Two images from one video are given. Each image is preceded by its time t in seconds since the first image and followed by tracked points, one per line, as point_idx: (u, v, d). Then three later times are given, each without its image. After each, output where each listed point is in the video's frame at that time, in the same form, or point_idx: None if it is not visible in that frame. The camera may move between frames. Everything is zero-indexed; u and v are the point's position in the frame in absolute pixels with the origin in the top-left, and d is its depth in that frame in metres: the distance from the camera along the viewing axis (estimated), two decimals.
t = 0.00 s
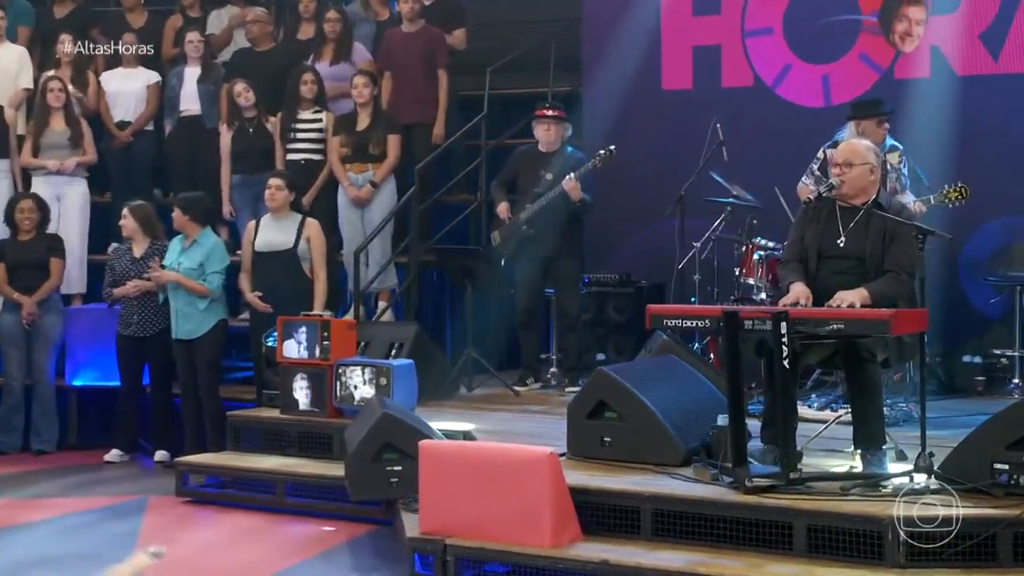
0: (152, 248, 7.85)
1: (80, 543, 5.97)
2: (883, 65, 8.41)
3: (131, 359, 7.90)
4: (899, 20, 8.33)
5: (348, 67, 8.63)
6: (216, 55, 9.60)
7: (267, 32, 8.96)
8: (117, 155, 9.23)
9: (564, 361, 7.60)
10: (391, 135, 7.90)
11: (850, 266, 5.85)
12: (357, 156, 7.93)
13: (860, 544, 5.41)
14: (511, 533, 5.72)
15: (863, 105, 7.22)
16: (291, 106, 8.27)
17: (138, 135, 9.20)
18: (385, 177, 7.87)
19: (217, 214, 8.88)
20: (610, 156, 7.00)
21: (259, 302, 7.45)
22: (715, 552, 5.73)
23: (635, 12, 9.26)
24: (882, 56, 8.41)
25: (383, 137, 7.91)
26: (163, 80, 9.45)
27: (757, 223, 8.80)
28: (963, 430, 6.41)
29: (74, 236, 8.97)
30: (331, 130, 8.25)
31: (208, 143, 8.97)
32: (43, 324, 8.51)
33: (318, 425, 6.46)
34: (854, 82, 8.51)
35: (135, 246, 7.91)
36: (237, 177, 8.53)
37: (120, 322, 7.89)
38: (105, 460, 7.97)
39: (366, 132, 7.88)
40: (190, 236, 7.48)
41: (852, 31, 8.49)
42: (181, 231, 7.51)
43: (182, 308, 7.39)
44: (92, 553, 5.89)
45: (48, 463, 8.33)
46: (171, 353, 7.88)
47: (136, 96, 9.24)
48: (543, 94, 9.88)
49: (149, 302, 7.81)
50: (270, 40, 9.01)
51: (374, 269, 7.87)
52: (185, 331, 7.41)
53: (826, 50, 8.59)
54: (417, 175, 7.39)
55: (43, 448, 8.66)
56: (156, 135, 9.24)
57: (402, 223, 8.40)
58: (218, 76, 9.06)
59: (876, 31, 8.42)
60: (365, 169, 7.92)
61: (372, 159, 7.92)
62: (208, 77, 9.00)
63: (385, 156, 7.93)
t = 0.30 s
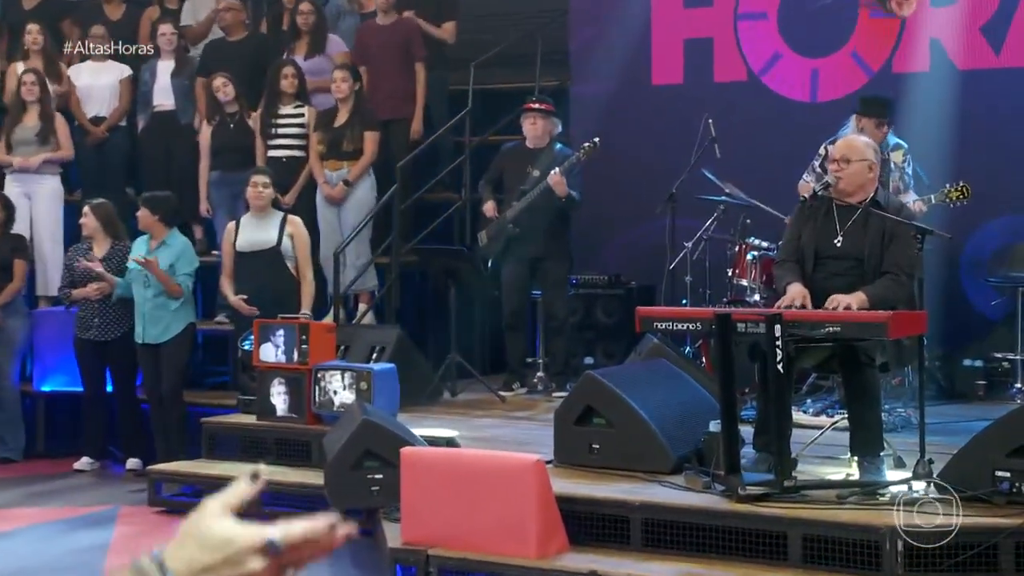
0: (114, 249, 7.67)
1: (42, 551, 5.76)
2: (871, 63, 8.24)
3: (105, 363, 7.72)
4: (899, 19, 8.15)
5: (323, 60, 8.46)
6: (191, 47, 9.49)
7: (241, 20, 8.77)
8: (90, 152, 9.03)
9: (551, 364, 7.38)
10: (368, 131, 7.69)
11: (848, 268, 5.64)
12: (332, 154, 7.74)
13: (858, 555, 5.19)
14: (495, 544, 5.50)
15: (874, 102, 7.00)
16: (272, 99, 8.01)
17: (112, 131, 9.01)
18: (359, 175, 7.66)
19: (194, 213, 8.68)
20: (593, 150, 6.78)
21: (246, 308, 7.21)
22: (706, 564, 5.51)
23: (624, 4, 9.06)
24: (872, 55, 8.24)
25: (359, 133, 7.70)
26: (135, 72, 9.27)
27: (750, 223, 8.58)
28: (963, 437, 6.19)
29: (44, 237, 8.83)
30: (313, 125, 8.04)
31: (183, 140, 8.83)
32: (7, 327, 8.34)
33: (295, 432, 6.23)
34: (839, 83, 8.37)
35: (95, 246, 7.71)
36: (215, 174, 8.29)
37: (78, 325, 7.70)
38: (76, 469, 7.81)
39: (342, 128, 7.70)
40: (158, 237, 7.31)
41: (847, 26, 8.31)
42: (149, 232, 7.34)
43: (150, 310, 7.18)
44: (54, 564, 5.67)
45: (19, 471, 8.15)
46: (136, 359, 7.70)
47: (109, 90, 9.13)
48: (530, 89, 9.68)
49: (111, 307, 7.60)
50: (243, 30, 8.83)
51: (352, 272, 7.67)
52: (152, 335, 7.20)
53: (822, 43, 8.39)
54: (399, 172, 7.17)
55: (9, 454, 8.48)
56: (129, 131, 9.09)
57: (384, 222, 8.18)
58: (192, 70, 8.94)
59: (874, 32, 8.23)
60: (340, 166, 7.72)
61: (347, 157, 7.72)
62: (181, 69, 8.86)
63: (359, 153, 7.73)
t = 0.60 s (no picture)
0: (80, 249, 7.41)
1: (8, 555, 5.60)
2: (868, 62, 8.04)
3: (82, 366, 7.56)
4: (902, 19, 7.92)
5: (303, 54, 8.37)
6: (168, 34, 9.16)
7: (220, 11, 8.58)
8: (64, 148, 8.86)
9: (541, 369, 7.16)
10: (348, 127, 7.48)
11: (850, 268, 5.42)
12: (312, 150, 7.53)
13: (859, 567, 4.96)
14: (483, 555, 5.26)
15: (888, 100, 6.70)
16: (255, 92, 7.89)
17: (88, 125, 8.86)
18: (339, 173, 7.46)
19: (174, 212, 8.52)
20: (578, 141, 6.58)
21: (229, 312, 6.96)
22: None
23: None
24: (870, 55, 8.03)
25: (339, 130, 7.48)
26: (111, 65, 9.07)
27: (747, 222, 8.34)
28: (969, 443, 5.98)
29: (15, 234, 8.66)
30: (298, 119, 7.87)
31: (160, 135, 8.66)
32: None
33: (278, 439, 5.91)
34: (833, 76, 8.17)
35: (60, 246, 7.45)
36: (194, 170, 8.07)
37: (42, 328, 7.53)
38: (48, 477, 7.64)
39: (322, 122, 7.47)
40: (128, 237, 7.14)
41: (848, 23, 8.08)
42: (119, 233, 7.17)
43: (123, 314, 7.06)
44: None
45: None
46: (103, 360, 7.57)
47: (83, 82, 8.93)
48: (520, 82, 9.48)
49: (78, 310, 7.45)
50: (221, 22, 8.61)
51: (335, 272, 7.45)
52: (126, 339, 7.09)
53: (821, 36, 8.17)
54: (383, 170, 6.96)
55: None
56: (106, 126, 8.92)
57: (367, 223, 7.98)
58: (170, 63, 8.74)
59: (874, 32, 8.00)
60: (319, 163, 7.51)
61: (325, 153, 7.50)
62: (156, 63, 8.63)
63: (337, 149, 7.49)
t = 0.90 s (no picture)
0: (50, 250, 7.37)
1: None
2: (857, 63, 7.88)
3: (57, 372, 7.41)
4: (896, 25, 7.76)
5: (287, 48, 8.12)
6: (144, 26, 8.90)
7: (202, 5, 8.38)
8: (33, 146, 8.68)
9: (528, 375, 6.99)
10: (328, 124, 7.40)
11: (847, 270, 5.22)
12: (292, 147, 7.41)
13: None
14: (470, 566, 4.99)
15: (889, 101, 6.49)
16: (234, 90, 7.79)
17: (58, 122, 8.69)
18: (319, 171, 7.37)
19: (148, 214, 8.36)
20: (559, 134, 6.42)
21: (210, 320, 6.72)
22: None
23: None
24: (860, 57, 7.87)
25: (319, 127, 7.38)
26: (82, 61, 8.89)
27: (740, 222, 8.19)
28: (970, 452, 5.78)
29: None
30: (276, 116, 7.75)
31: (130, 134, 8.47)
32: None
33: (255, 448, 5.75)
34: (822, 68, 7.99)
35: (27, 249, 7.40)
36: (168, 169, 7.88)
37: (8, 333, 7.39)
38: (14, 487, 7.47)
39: (301, 120, 7.39)
40: (95, 241, 7.10)
41: (841, 20, 7.91)
42: (84, 237, 7.12)
43: (97, 318, 6.98)
44: None
45: None
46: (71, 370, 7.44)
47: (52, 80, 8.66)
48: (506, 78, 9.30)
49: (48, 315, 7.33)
50: (203, 16, 8.46)
51: (315, 275, 7.24)
52: (99, 344, 6.99)
53: (814, 30, 7.99)
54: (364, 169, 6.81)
55: None
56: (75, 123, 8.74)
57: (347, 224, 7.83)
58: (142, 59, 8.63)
59: (869, 34, 7.84)
60: (299, 161, 7.40)
61: (304, 151, 7.39)
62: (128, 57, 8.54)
63: (318, 148, 7.42)
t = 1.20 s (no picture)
0: (23, 253, 7.20)
1: None
2: (846, 64, 7.72)
3: (30, 377, 7.21)
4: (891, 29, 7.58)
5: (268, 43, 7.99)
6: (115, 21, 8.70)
7: None
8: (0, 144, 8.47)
9: (515, 380, 6.87)
10: (313, 120, 7.26)
11: (844, 270, 5.02)
12: (276, 145, 7.26)
13: None
14: None
15: (886, 105, 6.28)
16: (211, 86, 7.67)
17: (23, 117, 8.50)
18: (307, 169, 7.24)
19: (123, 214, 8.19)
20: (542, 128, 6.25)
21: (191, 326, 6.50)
22: None
23: None
24: (850, 58, 7.70)
25: (303, 123, 7.27)
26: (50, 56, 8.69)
27: (734, 223, 8.00)
28: (973, 460, 5.59)
29: None
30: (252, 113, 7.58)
31: (98, 130, 8.25)
32: None
33: (231, 456, 5.54)
34: (811, 62, 7.82)
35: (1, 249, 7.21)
36: (140, 167, 7.71)
37: None
38: None
39: (285, 116, 7.24)
40: (69, 243, 6.89)
41: (836, 18, 7.72)
42: (57, 240, 6.89)
43: (76, 321, 6.79)
44: None
45: None
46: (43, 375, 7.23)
47: (21, 72, 8.53)
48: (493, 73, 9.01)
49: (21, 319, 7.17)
50: (188, 9, 8.31)
51: (295, 275, 7.05)
52: (78, 348, 6.81)
53: (810, 24, 7.79)
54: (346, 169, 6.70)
55: None
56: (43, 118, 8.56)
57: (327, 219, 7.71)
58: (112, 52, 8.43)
59: (862, 36, 7.66)
60: (285, 159, 7.25)
61: (291, 148, 7.25)
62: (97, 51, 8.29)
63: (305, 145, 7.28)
